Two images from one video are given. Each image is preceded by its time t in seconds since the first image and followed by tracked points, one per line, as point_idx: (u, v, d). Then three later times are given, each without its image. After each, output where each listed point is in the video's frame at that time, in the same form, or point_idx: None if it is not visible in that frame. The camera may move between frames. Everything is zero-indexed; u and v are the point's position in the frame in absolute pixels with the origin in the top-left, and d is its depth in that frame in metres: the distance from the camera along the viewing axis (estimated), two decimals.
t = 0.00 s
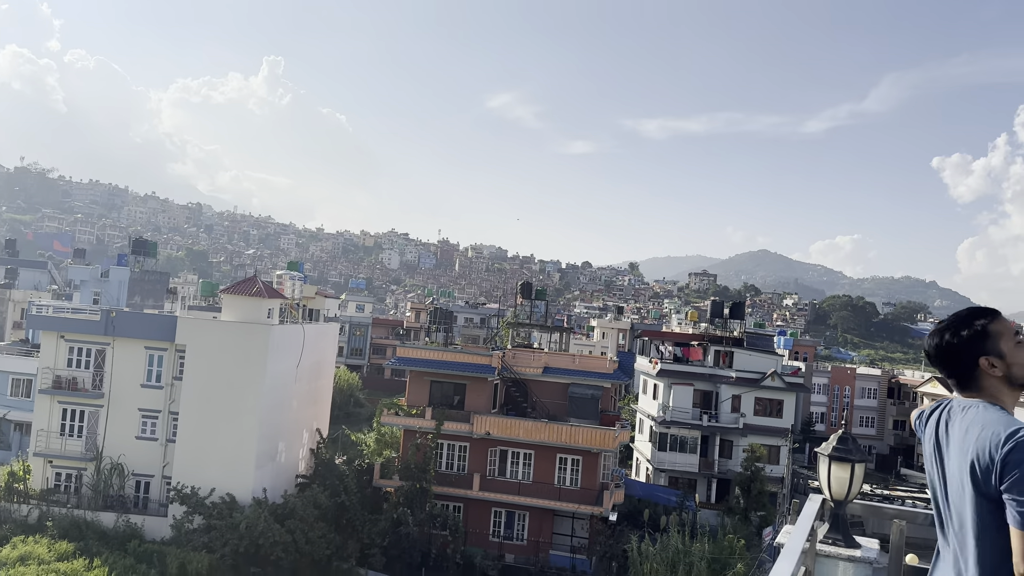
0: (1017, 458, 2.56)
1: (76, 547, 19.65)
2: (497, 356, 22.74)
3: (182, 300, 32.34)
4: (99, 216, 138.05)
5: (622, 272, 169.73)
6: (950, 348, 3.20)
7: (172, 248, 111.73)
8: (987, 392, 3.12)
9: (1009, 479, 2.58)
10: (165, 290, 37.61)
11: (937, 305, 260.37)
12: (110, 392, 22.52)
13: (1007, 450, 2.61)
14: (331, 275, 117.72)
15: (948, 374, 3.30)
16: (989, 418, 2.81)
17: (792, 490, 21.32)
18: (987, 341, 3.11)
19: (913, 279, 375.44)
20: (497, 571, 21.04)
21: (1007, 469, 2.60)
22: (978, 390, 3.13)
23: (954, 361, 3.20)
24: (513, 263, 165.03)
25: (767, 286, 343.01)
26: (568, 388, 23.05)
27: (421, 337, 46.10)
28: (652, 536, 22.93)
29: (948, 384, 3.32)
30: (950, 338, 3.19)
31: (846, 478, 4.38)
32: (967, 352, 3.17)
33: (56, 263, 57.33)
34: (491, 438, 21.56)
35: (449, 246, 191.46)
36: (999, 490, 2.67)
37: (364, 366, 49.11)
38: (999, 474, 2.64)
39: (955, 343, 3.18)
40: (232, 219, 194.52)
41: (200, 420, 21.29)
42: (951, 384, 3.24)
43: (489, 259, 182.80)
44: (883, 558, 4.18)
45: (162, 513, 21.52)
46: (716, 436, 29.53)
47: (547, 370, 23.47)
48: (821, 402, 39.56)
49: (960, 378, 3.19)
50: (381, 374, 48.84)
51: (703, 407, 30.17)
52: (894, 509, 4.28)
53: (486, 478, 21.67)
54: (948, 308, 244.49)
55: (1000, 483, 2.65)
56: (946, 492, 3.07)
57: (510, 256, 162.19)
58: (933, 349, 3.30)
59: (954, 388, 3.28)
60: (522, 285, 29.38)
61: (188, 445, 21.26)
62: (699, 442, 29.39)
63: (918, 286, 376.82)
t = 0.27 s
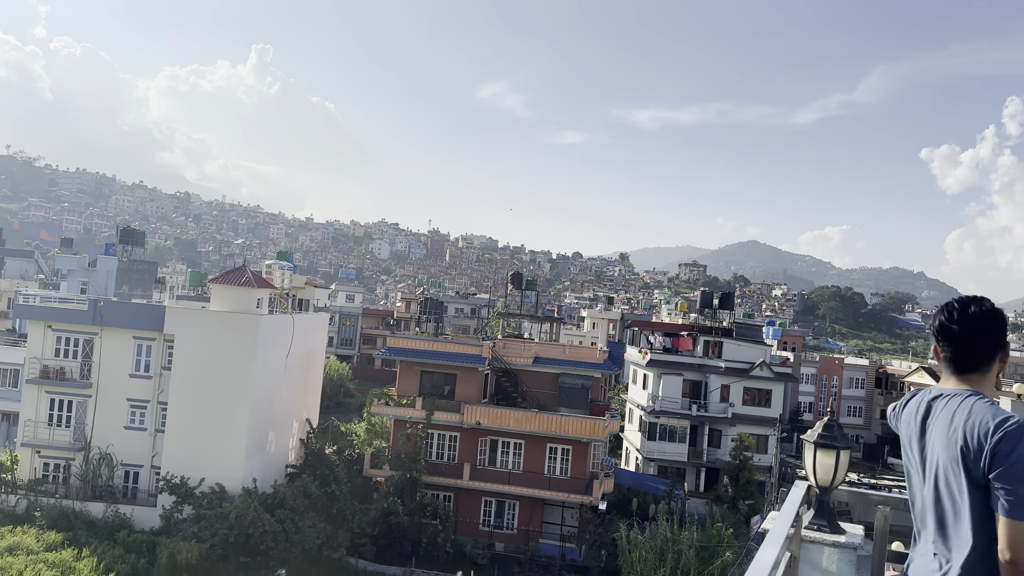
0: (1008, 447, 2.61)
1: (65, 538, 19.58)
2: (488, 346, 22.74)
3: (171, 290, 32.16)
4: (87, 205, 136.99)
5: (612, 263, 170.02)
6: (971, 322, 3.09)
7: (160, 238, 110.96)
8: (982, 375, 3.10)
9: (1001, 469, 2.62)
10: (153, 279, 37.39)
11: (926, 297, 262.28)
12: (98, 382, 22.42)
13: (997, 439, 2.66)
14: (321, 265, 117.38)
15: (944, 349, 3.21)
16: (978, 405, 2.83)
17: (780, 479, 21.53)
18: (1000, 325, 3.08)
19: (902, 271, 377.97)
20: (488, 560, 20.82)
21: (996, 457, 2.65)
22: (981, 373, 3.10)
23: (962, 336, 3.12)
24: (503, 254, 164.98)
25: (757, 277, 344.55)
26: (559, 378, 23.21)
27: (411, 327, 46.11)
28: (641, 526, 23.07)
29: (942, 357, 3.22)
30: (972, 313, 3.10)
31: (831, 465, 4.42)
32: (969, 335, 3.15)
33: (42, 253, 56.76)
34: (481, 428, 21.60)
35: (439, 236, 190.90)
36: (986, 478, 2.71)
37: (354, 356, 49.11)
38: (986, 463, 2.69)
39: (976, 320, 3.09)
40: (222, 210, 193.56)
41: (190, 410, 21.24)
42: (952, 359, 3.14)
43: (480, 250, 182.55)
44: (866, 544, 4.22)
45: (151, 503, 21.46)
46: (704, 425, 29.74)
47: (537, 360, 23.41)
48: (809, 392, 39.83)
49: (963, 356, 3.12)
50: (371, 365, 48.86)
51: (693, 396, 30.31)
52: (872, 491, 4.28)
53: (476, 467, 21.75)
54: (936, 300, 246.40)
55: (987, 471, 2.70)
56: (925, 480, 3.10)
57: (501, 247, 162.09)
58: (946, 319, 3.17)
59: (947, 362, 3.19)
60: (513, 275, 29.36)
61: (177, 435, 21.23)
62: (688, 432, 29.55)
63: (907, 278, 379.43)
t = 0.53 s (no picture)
0: (995, 438, 2.63)
1: (51, 526, 19.51)
2: (477, 335, 22.75)
3: (157, 278, 31.94)
4: (73, 193, 135.97)
5: (602, 253, 170.33)
6: (960, 309, 3.07)
7: (146, 225, 110.04)
8: (965, 364, 3.11)
9: (989, 460, 2.63)
10: (140, 268, 37.17)
11: (912, 290, 264.35)
12: (85, 370, 22.34)
13: (983, 430, 2.66)
14: (310, 254, 116.89)
15: (928, 335, 3.19)
16: (963, 395, 2.83)
17: (766, 468, 21.68)
18: (987, 313, 3.07)
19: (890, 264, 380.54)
20: (476, 549, 21.01)
21: (982, 449, 2.66)
22: (966, 361, 3.09)
23: (949, 322, 3.10)
24: (493, 244, 164.84)
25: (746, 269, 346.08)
26: (547, 368, 23.23)
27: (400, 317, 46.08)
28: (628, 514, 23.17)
29: (924, 344, 3.20)
30: (962, 301, 3.08)
31: (814, 452, 4.44)
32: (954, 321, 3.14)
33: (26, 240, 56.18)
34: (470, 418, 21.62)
35: (428, 225, 189.97)
36: (971, 470, 2.73)
37: (342, 346, 49.19)
38: (972, 454, 2.70)
39: (965, 307, 3.07)
40: (210, 198, 192.13)
41: (177, 399, 21.17)
42: (938, 345, 3.11)
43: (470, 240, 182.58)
44: (848, 529, 4.27)
45: (138, 491, 21.45)
46: (692, 415, 29.91)
47: (525, 350, 23.44)
48: (795, 382, 40.01)
49: (947, 343, 3.11)
50: (360, 354, 48.83)
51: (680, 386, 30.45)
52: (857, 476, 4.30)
53: (465, 457, 21.79)
54: (923, 292, 248.42)
55: (973, 462, 2.70)
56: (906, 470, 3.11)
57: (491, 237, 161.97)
58: (932, 304, 3.14)
59: (930, 349, 3.17)
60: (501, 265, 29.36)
61: (164, 424, 21.18)
62: (676, 422, 29.71)
63: (894, 270, 382.11)
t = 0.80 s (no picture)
0: (966, 435, 2.64)
1: (32, 514, 19.38)
2: (462, 325, 22.75)
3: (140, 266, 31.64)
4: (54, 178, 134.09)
5: (588, 243, 170.62)
6: (939, 301, 3.10)
7: (128, 212, 108.85)
8: (942, 355, 3.13)
9: (960, 455, 2.65)
10: (122, 255, 36.83)
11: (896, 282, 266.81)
12: (67, 358, 22.18)
13: (955, 426, 2.68)
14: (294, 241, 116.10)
15: (907, 324, 3.21)
16: (938, 389, 2.85)
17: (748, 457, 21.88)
18: (965, 305, 3.09)
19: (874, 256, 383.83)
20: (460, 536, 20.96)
21: (953, 445, 2.68)
22: (943, 351, 3.11)
23: (928, 313, 3.12)
24: (480, 233, 164.64)
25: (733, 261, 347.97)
26: (533, 357, 23.32)
27: (386, 306, 46.00)
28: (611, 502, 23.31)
29: (902, 334, 3.22)
30: (941, 292, 3.11)
31: (794, 440, 4.48)
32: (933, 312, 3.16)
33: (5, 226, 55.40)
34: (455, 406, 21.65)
35: (414, 213, 189.35)
36: (942, 464, 2.74)
37: (327, 335, 49.05)
38: (942, 448, 2.72)
39: (944, 299, 3.10)
40: (194, 185, 190.25)
41: (160, 387, 21.07)
42: (916, 335, 3.13)
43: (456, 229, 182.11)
44: (827, 516, 4.35)
45: (120, 479, 21.37)
46: (676, 404, 30.10)
47: (511, 339, 23.50)
48: (778, 371, 40.05)
49: (926, 334, 3.12)
50: (344, 343, 48.72)
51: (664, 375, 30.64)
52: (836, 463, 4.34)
53: (450, 445, 21.86)
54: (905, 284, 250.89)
55: (944, 456, 2.72)
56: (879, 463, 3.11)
57: (478, 227, 161.76)
58: (913, 294, 3.17)
59: (908, 339, 3.19)
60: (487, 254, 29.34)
61: (147, 412, 21.09)
62: (660, 411, 29.84)
63: (878, 263, 385.42)
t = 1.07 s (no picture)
0: (932, 422, 2.66)
1: (7, 502, 19.18)
2: (444, 314, 22.70)
3: (118, 253, 31.31)
4: (30, 164, 131.78)
5: (570, 232, 170.73)
6: (916, 292, 3.05)
7: (105, 196, 107.25)
8: (918, 346, 3.10)
9: (925, 443, 2.66)
10: (100, 240, 36.36)
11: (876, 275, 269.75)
12: (43, 345, 21.94)
13: (921, 414, 2.70)
14: (274, 228, 115.13)
15: (885, 313, 3.17)
16: (912, 377, 2.84)
17: (726, 445, 22.13)
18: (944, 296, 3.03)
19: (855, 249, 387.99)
20: (441, 524, 21.03)
21: (918, 433, 2.69)
22: (920, 342, 3.08)
23: (906, 303, 3.07)
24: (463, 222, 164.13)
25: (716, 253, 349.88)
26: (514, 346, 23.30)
27: (367, 294, 45.81)
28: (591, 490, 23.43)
29: (880, 323, 3.19)
30: (920, 283, 3.05)
31: (769, 428, 4.56)
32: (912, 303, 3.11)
33: None
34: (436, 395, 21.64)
35: (397, 201, 188.42)
36: (908, 452, 2.75)
37: (308, 323, 48.75)
38: (909, 435, 2.73)
39: (924, 289, 3.04)
40: (173, 170, 187.69)
41: (139, 375, 20.90)
42: (894, 325, 3.10)
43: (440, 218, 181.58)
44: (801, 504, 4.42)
45: (97, 468, 21.10)
46: (656, 393, 30.32)
47: (493, 328, 23.53)
48: (758, 361, 40.20)
49: (903, 324, 3.09)
50: (325, 331, 48.49)
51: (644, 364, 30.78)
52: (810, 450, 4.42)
53: (431, 434, 21.84)
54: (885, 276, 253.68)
55: (911, 444, 2.73)
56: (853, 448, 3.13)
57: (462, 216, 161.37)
58: (892, 284, 3.11)
59: (886, 328, 3.16)
60: (469, 243, 29.31)
61: (125, 400, 20.91)
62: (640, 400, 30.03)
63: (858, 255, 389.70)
